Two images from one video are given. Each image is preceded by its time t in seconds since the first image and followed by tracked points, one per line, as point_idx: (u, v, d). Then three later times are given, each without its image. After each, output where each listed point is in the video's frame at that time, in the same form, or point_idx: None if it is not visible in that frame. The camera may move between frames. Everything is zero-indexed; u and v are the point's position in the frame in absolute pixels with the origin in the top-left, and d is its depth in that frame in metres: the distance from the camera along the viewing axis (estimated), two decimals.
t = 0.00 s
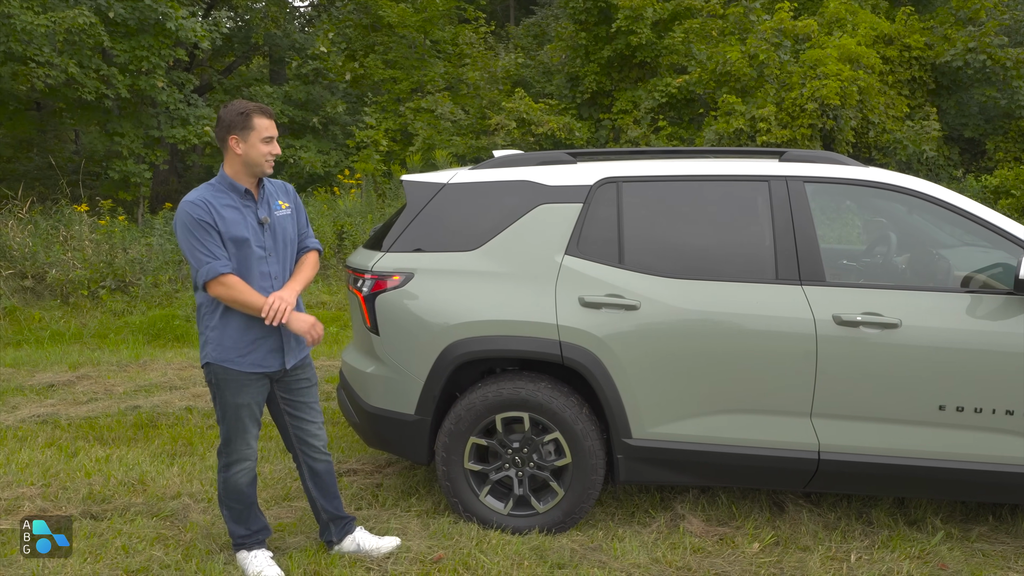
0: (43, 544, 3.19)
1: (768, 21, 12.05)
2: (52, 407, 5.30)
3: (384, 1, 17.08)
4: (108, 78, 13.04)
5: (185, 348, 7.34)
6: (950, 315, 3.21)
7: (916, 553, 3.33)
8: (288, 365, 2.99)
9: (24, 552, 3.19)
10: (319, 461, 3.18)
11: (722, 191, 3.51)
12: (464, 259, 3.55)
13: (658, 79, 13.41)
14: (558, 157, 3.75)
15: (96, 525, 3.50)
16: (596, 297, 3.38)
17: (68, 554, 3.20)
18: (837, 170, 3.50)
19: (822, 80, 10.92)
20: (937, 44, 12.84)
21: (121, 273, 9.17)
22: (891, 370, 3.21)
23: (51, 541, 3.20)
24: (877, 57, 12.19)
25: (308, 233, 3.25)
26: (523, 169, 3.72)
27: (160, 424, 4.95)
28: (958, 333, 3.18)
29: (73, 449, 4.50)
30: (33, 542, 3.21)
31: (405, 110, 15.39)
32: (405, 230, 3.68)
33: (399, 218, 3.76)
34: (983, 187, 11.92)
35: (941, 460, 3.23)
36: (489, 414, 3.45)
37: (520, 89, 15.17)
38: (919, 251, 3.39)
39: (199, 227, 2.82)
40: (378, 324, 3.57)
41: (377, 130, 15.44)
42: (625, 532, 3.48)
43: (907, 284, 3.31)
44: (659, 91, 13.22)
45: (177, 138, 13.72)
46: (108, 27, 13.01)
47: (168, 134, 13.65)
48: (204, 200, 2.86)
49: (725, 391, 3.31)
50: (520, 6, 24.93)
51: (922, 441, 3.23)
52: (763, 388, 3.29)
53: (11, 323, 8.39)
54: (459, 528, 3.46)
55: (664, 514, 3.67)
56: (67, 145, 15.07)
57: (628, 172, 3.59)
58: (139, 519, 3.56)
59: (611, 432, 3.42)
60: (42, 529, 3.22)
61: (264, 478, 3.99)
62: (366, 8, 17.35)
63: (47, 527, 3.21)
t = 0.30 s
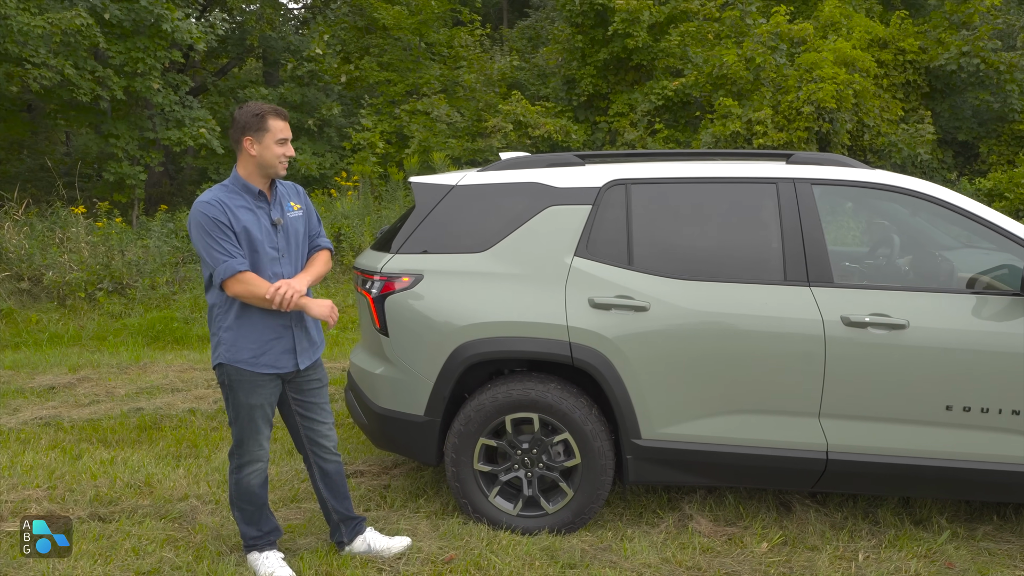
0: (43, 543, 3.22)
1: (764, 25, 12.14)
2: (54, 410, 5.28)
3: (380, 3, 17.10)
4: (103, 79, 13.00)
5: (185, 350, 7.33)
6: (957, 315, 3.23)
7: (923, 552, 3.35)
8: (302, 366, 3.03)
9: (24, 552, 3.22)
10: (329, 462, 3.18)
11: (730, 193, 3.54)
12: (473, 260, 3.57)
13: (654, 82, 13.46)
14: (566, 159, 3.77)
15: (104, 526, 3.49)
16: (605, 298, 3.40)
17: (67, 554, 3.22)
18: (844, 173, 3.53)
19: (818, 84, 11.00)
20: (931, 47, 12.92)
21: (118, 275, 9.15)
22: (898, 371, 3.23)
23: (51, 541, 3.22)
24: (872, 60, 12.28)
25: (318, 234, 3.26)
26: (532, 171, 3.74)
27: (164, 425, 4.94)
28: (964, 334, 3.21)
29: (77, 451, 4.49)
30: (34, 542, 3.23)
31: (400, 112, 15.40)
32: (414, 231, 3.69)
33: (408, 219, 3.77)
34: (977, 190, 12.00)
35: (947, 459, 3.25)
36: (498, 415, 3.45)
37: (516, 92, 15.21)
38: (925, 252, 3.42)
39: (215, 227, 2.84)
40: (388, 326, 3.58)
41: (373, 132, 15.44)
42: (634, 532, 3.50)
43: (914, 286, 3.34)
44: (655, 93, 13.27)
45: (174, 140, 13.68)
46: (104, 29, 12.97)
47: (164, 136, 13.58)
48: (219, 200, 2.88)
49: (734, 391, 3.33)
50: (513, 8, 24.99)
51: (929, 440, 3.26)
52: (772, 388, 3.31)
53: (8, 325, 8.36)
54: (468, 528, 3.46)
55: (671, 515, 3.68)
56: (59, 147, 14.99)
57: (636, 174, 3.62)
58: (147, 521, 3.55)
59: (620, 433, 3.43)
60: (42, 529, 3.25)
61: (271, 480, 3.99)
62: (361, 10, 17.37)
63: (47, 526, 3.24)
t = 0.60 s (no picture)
0: (44, 543, 3.22)
1: (751, 27, 12.24)
2: (43, 411, 5.21)
3: (366, 3, 17.08)
4: (87, 78, 12.87)
5: (174, 351, 7.26)
6: (951, 313, 3.27)
7: (918, 548, 3.39)
8: (302, 365, 3.02)
9: (23, 552, 3.21)
10: (329, 462, 3.17)
11: (727, 192, 3.56)
12: (471, 259, 3.57)
13: (642, 83, 13.49)
14: (564, 158, 3.78)
15: (100, 529, 3.46)
16: (604, 297, 3.41)
17: (66, 554, 3.22)
18: (840, 172, 3.57)
19: (805, 85, 11.09)
20: (915, 49, 13.03)
21: (104, 275, 9.06)
22: (894, 368, 3.26)
23: (52, 541, 3.24)
24: (857, 62, 12.40)
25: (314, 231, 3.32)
26: (531, 170, 3.74)
27: (156, 426, 4.89)
28: (958, 332, 3.24)
29: (69, 453, 4.43)
30: (33, 542, 3.24)
31: (387, 112, 15.38)
32: (412, 231, 3.68)
33: (405, 219, 3.77)
34: (960, 191, 12.15)
35: (943, 456, 3.29)
36: (497, 414, 3.45)
37: (504, 92, 15.22)
38: (919, 251, 3.45)
39: (215, 228, 2.81)
40: (386, 325, 3.57)
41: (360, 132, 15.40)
42: (632, 530, 3.51)
43: (909, 284, 3.37)
44: (643, 94, 13.33)
45: (159, 139, 13.56)
46: (87, 27, 12.83)
47: (149, 136, 13.46)
48: (220, 201, 2.86)
49: (732, 389, 3.35)
50: (499, 9, 25.04)
51: (924, 437, 3.29)
52: (769, 386, 3.33)
53: None
54: (468, 528, 3.46)
55: (669, 512, 3.69)
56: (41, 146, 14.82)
57: (634, 174, 3.63)
58: (142, 523, 3.52)
59: (619, 432, 3.44)
60: (42, 529, 3.27)
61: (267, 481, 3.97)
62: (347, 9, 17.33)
63: (48, 527, 3.26)
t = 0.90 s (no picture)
0: (44, 543, 3.20)
1: (741, 29, 12.28)
2: (33, 414, 5.14)
3: (355, 4, 17.02)
4: (73, 78, 12.75)
5: (165, 353, 7.19)
6: (951, 313, 3.28)
7: (918, 547, 3.40)
8: (303, 366, 2.99)
9: (23, 552, 3.20)
10: (330, 463, 3.14)
11: (727, 192, 3.56)
12: (470, 260, 3.55)
13: (631, 85, 13.51)
14: (564, 158, 3.76)
15: (95, 532, 3.41)
16: (606, 297, 3.40)
17: (66, 554, 3.19)
18: (840, 173, 3.58)
19: (794, 88, 11.15)
20: (902, 53, 13.13)
21: (92, 277, 8.96)
22: (895, 368, 3.27)
23: (52, 541, 3.22)
24: (845, 65, 12.47)
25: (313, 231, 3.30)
26: (531, 170, 3.73)
27: (149, 429, 4.83)
28: (958, 332, 3.26)
29: (60, 456, 4.37)
30: (33, 542, 3.23)
31: (376, 113, 15.35)
32: (412, 231, 3.66)
33: (404, 219, 3.75)
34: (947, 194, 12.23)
35: (944, 455, 3.30)
36: (498, 415, 3.44)
37: (493, 93, 15.19)
38: (917, 251, 3.46)
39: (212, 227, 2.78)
40: (386, 325, 3.54)
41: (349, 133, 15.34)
42: (633, 531, 3.50)
43: (910, 284, 3.39)
44: (633, 96, 13.35)
45: (146, 140, 13.45)
46: (74, 26, 12.71)
47: (136, 137, 13.34)
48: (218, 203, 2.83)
49: (734, 390, 3.35)
50: (486, 11, 25.05)
51: (924, 437, 3.30)
52: (771, 387, 3.34)
53: None
54: (469, 530, 3.44)
55: (669, 513, 3.69)
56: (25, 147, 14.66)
57: (635, 174, 3.63)
58: (139, 526, 3.47)
59: (621, 432, 3.43)
60: (42, 529, 3.25)
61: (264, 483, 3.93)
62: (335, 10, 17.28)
63: (48, 527, 3.23)
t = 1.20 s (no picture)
0: (44, 544, 3.18)
1: (731, 30, 12.33)
2: (24, 415, 5.06)
3: (343, 3, 16.94)
4: (59, 75, 12.61)
5: (156, 353, 7.12)
6: (953, 311, 3.30)
7: (919, 544, 3.41)
8: (308, 364, 2.97)
9: (23, 552, 3.17)
10: (333, 463, 3.12)
11: (730, 190, 3.56)
12: (473, 257, 3.53)
13: (622, 85, 13.53)
14: (566, 156, 3.75)
15: (93, 534, 3.36)
16: (610, 296, 3.40)
17: (66, 554, 3.16)
18: (842, 171, 3.59)
19: (785, 88, 11.20)
20: (890, 54, 13.21)
21: (80, 276, 8.87)
22: (898, 367, 3.29)
23: (52, 541, 3.19)
24: (834, 66, 12.53)
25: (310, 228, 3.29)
26: (533, 167, 3.71)
27: (143, 430, 4.77)
28: (960, 330, 3.27)
29: (54, 457, 4.30)
30: (33, 542, 3.19)
31: (365, 113, 15.29)
32: (413, 228, 3.63)
33: (405, 217, 3.71)
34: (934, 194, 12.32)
35: (945, 453, 3.31)
36: (501, 414, 3.42)
37: (483, 93, 15.16)
38: (917, 250, 3.48)
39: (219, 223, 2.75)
40: (387, 324, 3.52)
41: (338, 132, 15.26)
42: (636, 530, 3.49)
43: (911, 283, 3.40)
44: (624, 96, 13.36)
45: (133, 139, 13.32)
46: (59, 23, 12.57)
47: (123, 135, 13.22)
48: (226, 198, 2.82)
49: (738, 389, 3.35)
50: (473, 11, 25.05)
51: (927, 434, 3.31)
52: (774, 385, 3.34)
53: None
54: (472, 529, 3.42)
55: (672, 512, 3.69)
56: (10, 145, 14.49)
57: (637, 172, 3.62)
58: (138, 528, 3.43)
59: (625, 431, 3.42)
60: (42, 529, 3.23)
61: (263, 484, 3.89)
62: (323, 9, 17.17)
63: (48, 527, 3.21)
